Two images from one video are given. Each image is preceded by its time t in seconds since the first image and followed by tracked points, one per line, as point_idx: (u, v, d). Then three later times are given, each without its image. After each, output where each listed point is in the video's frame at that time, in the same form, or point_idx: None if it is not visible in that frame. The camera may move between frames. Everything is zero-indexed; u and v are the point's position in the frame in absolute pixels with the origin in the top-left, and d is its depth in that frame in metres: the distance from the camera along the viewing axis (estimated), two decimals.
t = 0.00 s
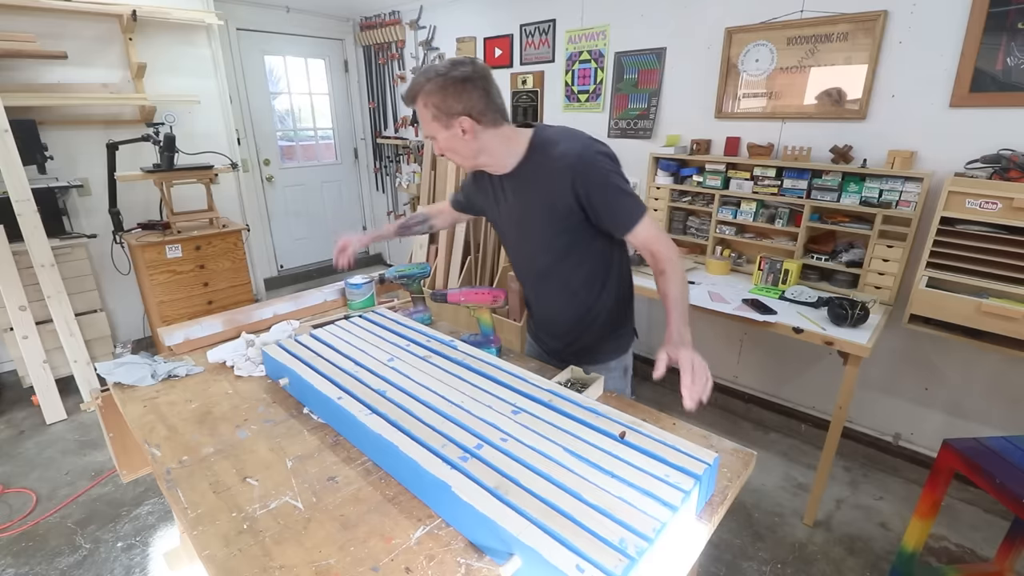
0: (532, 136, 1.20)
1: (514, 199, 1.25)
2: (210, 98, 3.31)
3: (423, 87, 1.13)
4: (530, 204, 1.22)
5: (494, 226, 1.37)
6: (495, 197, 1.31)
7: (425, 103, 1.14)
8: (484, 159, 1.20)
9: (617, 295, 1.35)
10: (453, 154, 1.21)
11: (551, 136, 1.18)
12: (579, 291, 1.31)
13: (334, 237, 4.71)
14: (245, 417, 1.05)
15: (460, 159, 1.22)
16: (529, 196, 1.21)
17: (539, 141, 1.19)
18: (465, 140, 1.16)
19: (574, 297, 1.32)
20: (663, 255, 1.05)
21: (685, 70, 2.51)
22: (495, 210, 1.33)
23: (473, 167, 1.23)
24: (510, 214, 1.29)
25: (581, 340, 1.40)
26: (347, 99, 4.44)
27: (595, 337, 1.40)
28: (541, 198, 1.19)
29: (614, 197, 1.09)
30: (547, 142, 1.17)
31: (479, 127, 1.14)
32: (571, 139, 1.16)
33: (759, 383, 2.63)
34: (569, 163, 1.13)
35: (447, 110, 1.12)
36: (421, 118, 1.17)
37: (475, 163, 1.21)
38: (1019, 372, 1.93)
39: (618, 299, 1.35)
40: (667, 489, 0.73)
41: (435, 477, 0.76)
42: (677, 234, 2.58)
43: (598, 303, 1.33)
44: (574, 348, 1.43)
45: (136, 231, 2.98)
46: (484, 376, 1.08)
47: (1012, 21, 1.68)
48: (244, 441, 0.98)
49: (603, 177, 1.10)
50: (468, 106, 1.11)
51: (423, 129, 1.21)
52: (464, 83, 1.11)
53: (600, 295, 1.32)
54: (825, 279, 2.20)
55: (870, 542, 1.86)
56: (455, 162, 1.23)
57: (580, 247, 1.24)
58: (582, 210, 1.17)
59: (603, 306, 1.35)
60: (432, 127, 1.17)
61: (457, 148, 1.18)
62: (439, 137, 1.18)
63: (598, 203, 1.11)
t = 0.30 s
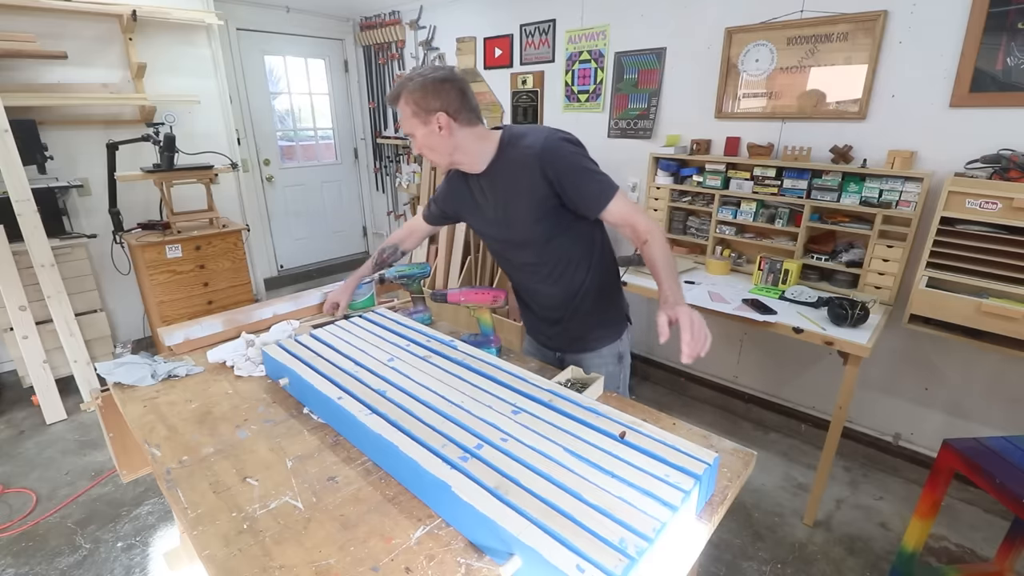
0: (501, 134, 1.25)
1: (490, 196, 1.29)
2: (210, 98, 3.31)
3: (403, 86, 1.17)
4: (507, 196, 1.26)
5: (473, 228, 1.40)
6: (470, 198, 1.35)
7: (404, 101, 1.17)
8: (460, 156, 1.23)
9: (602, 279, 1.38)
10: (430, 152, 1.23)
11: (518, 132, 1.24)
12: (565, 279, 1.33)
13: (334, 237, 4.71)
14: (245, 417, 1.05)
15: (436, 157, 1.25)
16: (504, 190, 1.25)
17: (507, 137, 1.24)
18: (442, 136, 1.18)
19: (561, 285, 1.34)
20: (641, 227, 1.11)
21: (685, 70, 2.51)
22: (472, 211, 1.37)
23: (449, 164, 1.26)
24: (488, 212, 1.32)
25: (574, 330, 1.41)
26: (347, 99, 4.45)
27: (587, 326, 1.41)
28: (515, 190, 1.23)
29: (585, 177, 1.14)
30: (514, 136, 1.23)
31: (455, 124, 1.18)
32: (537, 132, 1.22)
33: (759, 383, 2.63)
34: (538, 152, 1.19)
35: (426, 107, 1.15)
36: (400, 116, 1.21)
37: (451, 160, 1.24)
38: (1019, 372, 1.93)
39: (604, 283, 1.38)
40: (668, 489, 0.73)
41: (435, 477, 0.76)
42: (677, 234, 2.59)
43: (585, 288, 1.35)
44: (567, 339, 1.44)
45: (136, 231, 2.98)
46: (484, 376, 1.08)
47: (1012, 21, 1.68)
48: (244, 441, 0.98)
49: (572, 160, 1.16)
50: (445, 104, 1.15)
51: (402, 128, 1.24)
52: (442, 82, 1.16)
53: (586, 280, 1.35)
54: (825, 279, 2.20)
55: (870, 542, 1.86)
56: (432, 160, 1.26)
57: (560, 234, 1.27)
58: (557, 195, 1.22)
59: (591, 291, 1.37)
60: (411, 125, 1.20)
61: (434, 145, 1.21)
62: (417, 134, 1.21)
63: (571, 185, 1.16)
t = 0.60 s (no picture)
0: (491, 134, 1.26)
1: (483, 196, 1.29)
2: (210, 98, 3.31)
3: (396, 90, 1.20)
4: (500, 196, 1.26)
5: (468, 229, 1.41)
6: (464, 199, 1.35)
7: (397, 104, 1.20)
8: (450, 158, 1.23)
9: (598, 276, 1.38)
10: (421, 155, 1.24)
11: (508, 131, 1.25)
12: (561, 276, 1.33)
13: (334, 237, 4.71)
14: (245, 417, 1.05)
15: (428, 159, 1.25)
16: (497, 190, 1.25)
17: (497, 137, 1.25)
18: (431, 138, 1.19)
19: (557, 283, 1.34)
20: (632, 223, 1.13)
21: (685, 70, 2.51)
22: (467, 213, 1.37)
23: (441, 167, 1.26)
24: (482, 213, 1.32)
25: (572, 327, 1.41)
26: (347, 99, 4.45)
27: (585, 322, 1.40)
28: (508, 190, 1.24)
29: (575, 175, 1.15)
30: (505, 136, 1.24)
31: (445, 126, 1.19)
32: (527, 131, 1.23)
33: (759, 383, 2.63)
34: (529, 152, 1.19)
35: (416, 109, 1.17)
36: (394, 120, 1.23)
37: (442, 162, 1.24)
38: (1019, 372, 1.93)
39: (599, 280, 1.38)
40: (668, 489, 0.73)
41: (435, 477, 0.76)
42: (677, 234, 2.59)
43: (581, 285, 1.36)
44: (566, 337, 1.44)
45: (136, 231, 2.98)
46: (484, 376, 1.08)
47: (1012, 21, 1.68)
48: (244, 441, 0.98)
49: (562, 159, 1.16)
50: (435, 105, 1.17)
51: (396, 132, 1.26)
52: (432, 84, 1.17)
53: (582, 278, 1.35)
54: (825, 279, 2.19)
55: (870, 542, 1.86)
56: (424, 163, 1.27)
57: (554, 232, 1.27)
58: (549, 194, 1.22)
59: (587, 288, 1.37)
60: (403, 127, 1.21)
61: (425, 146, 1.21)
62: (408, 137, 1.22)
63: (562, 183, 1.16)
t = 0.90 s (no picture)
0: (492, 132, 1.26)
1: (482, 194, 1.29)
2: (210, 98, 3.31)
3: (397, 84, 1.19)
4: (498, 195, 1.26)
5: (465, 228, 1.41)
6: (463, 198, 1.36)
7: (399, 98, 1.19)
8: (449, 155, 1.23)
9: (594, 276, 1.38)
10: (421, 149, 1.24)
11: (509, 129, 1.25)
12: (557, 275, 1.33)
13: (334, 237, 4.71)
14: (245, 417, 1.05)
15: (428, 154, 1.25)
16: (496, 188, 1.25)
17: (498, 135, 1.25)
18: (433, 133, 1.19)
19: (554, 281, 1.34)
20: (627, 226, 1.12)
21: (685, 70, 2.51)
22: (465, 211, 1.37)
23: (440, 162, 1.26)
24: (480, 211, 1.33)
25: (569, 325, 1.41)
26: (347, 99, 4.45)
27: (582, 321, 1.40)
28: (507, 188, 1.24)
29: (574, 176, 1.15)
30: (505, 135, 1.24)
31: (446, 121, 1.19)
32: (527, 130, 1.23)
33: (759, 383, 2.63)
34: (527, 151, 1.19)
35: (419, 104, 1.17)
36: (394, 115, 1.22)
37: (442, 158, 1.24)
38: (1019, 372, 1.93)
39: (596, 279, 1.38)
40: (668, 489, 0.73)
41: (435, 477, 0.76)
42: (677, 234, 2.59)
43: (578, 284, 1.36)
44: (562, 336, 1.43)
45: (136, 231, 2.98)
46: (484, 376, 1.08)
47: (1012, 21, 1.68)
48: (244, 441, 0.98)
49: (561, 159, 1.16)
50: (437, 100, 1.17)
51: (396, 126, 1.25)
52: (435, 79, 1.17)
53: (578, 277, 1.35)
54: (825, 279, 2.19)
55: (870, 542, 1.86)
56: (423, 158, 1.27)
57: (551, 232, 1.27)
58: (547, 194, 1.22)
59: (584, 286, 1.37)
60: (403, 122, 1.21)
61: (425, 141, 1.21)
62: (408, 131, 1.21)
63: (559, 183, 1.16)
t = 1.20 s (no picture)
0: (494, 129, 1.26)
1: (479, 191, 1.29)
2: (210, 98, 3.31)
3: (403, 75, 1.20)
4: (494, 192, 1.26)
5: (464, 223, 1.41)
6: (462, 193, 1.36)
7: (403, 88, 1.20)
8: (449, 148, 1.25)
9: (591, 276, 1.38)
10: (422, 141, 1.24)
11: (511, 127, 1.24)
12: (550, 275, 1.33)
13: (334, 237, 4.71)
14: (245, 417, 1.05)
15: (428, 146, 1.26)
16: (492, 185, 1.25)
17: (499, 132, 1.24)
18: (434, 125, 1.20)
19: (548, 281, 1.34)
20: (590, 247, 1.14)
21: (685, 70, 2.51)
22: (464, 206, 1.38)
23: (440, 154, 1.27)
24: (477, 207, 1.33)
25: (567, 324, 1.40)
26: (347, 99, 4.45)
27: (581, 321, 1.40)
28: (502, 186, 1.23)
29: (564, 181, 1.14)
30: (506, 132, 1.23)
31: (449, 114, 1.19)
32: (527, 128, 1.21)
33: (759, 382, 2.64)
34: (523, 151, 1.18)
35: (423, 95, 1.17)
36: (397, 104, 1.22)
37: (442, 150, 1.25)
38: (1019, 372, 1.93)
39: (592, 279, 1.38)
40: (667, 489, 0.73)
41: (435, 477, 0.76)
42: (677, 234, 2.59)
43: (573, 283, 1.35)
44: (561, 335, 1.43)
45: (136, 231, 2.98)
46: (484, 376, 1.08)
47: (1012, 21, 1.68)
48: (244, 441, 0.98)
49: (552, 163, 1.15)
50: (441, 92, 1.18)
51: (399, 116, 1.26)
52: (440, 72, 1.18)
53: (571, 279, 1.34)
54: (825, 279, 2.19)
55: (870, 542, 1.86)
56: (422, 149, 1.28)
57: (542, 234, 1.26)
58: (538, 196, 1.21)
59: (579, 287, 1.37)
60: (405, 112, 1.21)
61: (426, 133, 1.22)
62: (410, 122, 1.22)
63: (548, 187, 1.15)
